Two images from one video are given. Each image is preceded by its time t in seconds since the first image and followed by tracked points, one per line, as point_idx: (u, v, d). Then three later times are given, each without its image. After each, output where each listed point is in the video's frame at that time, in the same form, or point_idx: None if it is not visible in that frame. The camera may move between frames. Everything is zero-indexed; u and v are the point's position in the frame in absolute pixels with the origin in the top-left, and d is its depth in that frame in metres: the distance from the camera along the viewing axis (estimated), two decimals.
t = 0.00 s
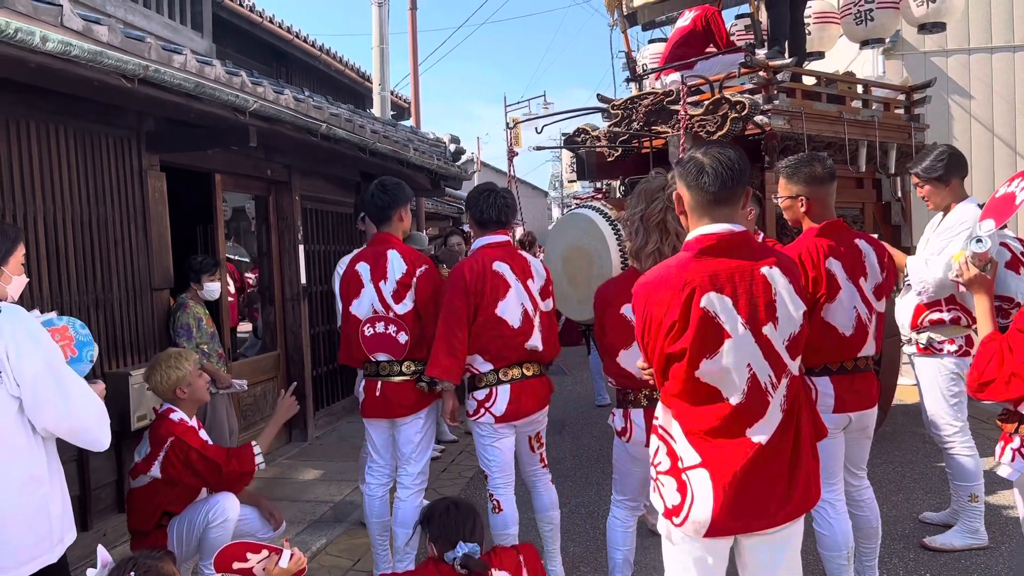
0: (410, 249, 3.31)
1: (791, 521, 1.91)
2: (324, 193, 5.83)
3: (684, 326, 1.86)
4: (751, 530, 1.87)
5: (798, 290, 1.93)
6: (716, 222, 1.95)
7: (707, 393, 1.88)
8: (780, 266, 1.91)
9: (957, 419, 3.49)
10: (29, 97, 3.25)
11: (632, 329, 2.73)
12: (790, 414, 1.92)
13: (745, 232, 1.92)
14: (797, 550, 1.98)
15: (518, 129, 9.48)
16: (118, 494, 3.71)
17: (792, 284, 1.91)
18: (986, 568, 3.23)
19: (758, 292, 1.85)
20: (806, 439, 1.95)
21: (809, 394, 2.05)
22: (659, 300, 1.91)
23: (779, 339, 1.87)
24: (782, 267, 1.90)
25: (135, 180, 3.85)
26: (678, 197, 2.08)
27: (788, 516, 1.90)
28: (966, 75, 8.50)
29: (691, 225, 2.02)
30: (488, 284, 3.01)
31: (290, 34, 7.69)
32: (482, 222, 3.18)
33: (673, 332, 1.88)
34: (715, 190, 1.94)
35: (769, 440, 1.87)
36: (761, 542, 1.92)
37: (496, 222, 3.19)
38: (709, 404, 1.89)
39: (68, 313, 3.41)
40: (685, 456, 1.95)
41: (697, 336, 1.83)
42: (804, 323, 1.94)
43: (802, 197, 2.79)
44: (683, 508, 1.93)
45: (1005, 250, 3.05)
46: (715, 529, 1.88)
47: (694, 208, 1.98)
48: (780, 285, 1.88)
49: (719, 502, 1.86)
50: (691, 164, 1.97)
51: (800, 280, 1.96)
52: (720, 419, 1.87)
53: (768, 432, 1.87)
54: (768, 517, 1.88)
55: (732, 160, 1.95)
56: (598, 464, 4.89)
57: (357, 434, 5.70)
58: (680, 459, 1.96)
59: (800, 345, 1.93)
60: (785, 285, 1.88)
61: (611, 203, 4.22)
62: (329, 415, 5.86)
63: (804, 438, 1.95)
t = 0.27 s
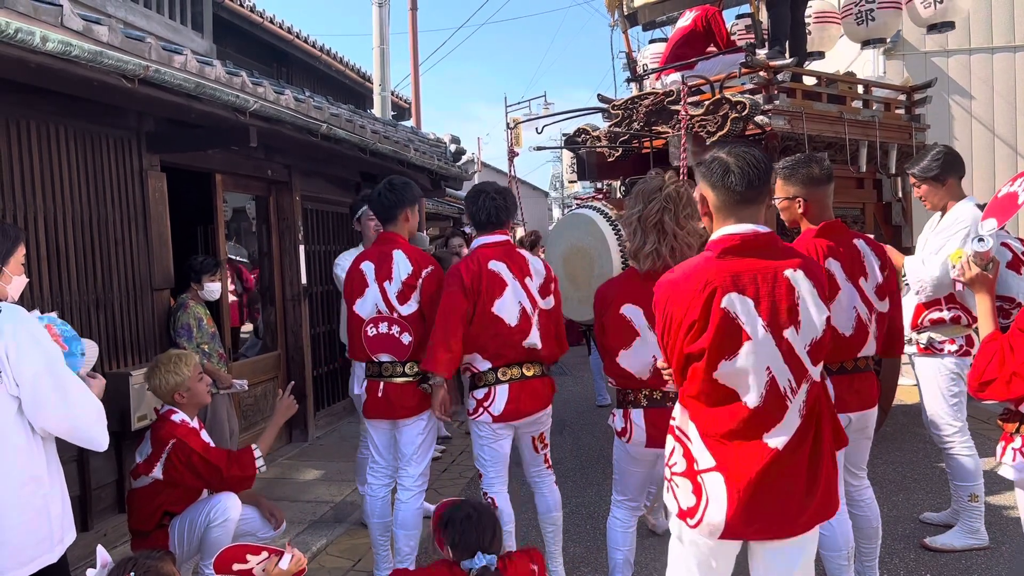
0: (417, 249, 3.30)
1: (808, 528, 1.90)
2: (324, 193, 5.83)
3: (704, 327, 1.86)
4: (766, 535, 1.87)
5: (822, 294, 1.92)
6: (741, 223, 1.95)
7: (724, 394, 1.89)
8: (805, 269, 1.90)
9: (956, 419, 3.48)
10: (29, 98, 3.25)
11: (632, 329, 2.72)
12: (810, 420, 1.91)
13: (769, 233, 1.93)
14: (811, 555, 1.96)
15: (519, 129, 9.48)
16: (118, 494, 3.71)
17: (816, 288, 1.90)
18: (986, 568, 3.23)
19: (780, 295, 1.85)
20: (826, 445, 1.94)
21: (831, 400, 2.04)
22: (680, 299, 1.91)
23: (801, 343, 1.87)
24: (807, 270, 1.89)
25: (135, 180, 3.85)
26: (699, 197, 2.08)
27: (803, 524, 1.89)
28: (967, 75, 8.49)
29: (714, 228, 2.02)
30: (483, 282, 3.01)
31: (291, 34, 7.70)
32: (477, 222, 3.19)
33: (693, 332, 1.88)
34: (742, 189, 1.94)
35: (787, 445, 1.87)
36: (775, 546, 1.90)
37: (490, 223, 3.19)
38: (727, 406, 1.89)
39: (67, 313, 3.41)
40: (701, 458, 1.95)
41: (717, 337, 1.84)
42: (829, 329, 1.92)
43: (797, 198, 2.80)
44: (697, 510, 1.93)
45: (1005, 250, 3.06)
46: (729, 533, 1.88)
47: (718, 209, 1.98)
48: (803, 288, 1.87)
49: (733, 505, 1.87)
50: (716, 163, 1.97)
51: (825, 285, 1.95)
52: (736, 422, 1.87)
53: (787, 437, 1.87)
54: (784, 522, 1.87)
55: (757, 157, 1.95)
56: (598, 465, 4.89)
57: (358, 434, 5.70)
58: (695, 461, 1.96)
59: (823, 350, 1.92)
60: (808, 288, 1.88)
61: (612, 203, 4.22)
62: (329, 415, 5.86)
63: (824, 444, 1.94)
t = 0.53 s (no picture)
0: (414, 250, 3.29)
1: (821, 535, 1.89)
2: (324, 194, 5.83)
3: (720, 326, 1.87)
4: (780, 540, 1.87)
5: (839, 296, 1.91)
6: (760, 222, 1.96)
7: (740, 396, 1.89)
8: (822, 271, 1.90)
9: (956, 419, 3.49)
10: (29, 98, 3.25)
11: (632, 329, 2.71)
12: (826, 424, 1.91)
13: (786, 234, 1.94)
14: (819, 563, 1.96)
15: (519, 130, 9.47)
16: (118, 494, 3.71)
17: (834, 291, 1.90)
18: (986, 568, 3.23)
19: (798, 295, 1.85)
20: (840, 450, 1.94)
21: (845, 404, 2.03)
22: (696, 298, 1.91)
23: (817, 345, 1.86)
24: (824, 271, 1.89)
25: (135, 181, 3.85)
26: (717, 197, 2.09)
27: (817, 531, 1.88)
28: (967, 76, 8.49)
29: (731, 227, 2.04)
30: (459, 289, 2.93)
31: (291, 35, 7.70)
32: (468, 226, 3.09)
33: (708, 332, 1.88)
34: (762, 188, 1.95)
35: (803, 449, 1.87)
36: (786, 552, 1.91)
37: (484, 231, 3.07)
38: (742, 408, 1.89)
39: (68, 314, 3.41)
40: (714, 462, 1.94)
41: (733, 336, 1.84)
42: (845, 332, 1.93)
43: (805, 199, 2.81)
44: (711, 514, 1.93)
45: (1006, 250, 3.06)
46: (743, 537, 1.88)
47: (735, 208, 1.99)
48: (821, 290, 1.87)
49: (747, 509, 1.86)
50: (735, 163, 1.97)
51: (843, 288, 1.95)
52: (752, 425, 1.87)
53: (802, 440, 1.86)
54: (799, 527, 1.87)
55: (776, 157, 1.97)
56: (600, 465, 4.88)
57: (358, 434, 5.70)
58: (709, 464, 1.96)
59: (840, 353, 1.91)
60: (826, 291, 1.87)
61: (612, 203, 4.22)
62: (330, 415, 5.86)
63: (838, 448, 1.94)
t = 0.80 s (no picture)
0: (406, 249, 3.29)
1: (825, 538, 1.90)
2: (324, 194, 5.83)
3: (729, 326, 1.86)
4: (789, 545, 1.86)
5: (842, 297, 1.95)
6: (765, 223, 1.96)
7: (749, 398, 1.87)
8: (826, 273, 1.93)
9: (956, 419, 3.48)
10: (29, 98, 3.25)
11: (632, 329, 2.71)
12: (829, 425, 1.93)
13: (792, 235, 1.94)
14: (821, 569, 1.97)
15: (519, 130, 9.49)
16: (118, 494, 3.70)
17: (836, 292, 1.94)
18: (987, 569, 3.23)
19: (806, 296, 1.87)
20: (843, 451, 1.96)
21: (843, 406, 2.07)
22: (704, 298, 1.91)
23: (823, 345, 1.89)
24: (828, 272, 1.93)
25: (135, 181, 3.85)
26: (721, 197, 2.09)
27: (821, 535, 1.89)
28: (967, 76, 8.49)
29: (736, 227, 2.04)
30: (442, 288, 2.89)
31: (291, 35, 7.70)
32: (455, 230, 3.05)
33: (718, 332, 1.87)
34: (767, 188, 1.95)
35: (809, 452, 1.87)
36: (792, 557, 1.91)
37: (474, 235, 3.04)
38: (750, 411, 1.88)
39: (67, 314, 3.41)
40: (722, 466, 1.93)
41: (744, 337, 1.83)
42: (846, 333, 1.97)
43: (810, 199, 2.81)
44: (719, 519, 1.92)
45: (1006, 251, 3.06)
46: (752, 542, 1.87)
47: (741, 208, 1.99)
48: (826, 291, 1.89)
49: (756, 513, 1.85)
50: (742, 162, 1.97)
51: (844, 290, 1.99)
52: (760, 428, 1.86)
53: (809, 442, 1.87)
54: (805, 530, 1.87)
55: (782, 157, 1.97)
56: (600, 466, 4.88)
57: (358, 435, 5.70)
58: (715, 469, 1.95)
59: (841, 354, 1.95)
60: (831, 292, 1.90)
61: (612, 203, 4.22)
62: (330, 416, 5.86)
63: (840, 449, 1.96)
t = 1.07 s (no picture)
0: (402, 248, 3.29)
1: (821, 541, 1.89)
2: (325, 194, 5.83)
3: (722, 327, 1.88)
4: (782, 546, 1.86)
5: (842, 300, 1.93)
6: (763, 223, 1.96)
7: (741, 399, 1.89)
8: (824, 274, 1.92)
9: (957, 420, 3.48)
10: (31, 98, 3.25)
11: (634, 329, 2.71)
12: (827, 427, 1.92)
13: (790, 236, 1.93)
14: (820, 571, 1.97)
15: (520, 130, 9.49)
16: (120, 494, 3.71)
17: (835, 295, 1.92)
18: (987, 569, 3.23)
19: (800, 298, 1.87)
20: (841, 455, 1.94)
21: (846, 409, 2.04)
22: (698, 298, 1.93)
23: (818, 348, 1.88)
24: (826, 274, 1.91)
25: (136, 181, 3.85)
26: (722, 197, 2.09)
27: (817, 538, 1.88)
28: (968, 76, 8.49)
29: (736, 227, 2.04)
30: (456, 289, 2.87)
31: (293, 36, 7.70)
32: (467, 225, 3.04)
33: (710, 333, 1.89)
34: (765, 190, 1.95)
35: (804, 454, 1.87)
36: (789, 559, 1.92)
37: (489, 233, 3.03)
38: (743, 412, 1.89)
39: (69, 314, 3.41)
40: (715, 466, 1.95)
41: (734, 338, 1.85)
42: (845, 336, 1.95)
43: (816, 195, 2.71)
44: (713, 518, 1.94)
45: (1007, 251, 3.06)
46: (745, 542, 1.89)
47: (739, 208, 1.99)
48: (822, 293, 1.89)
49: (749, 513, 1.87)
50: (742, 162, 1.98)
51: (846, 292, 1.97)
52: (753, 429, 1.87)
53: (802, 444, 1.87)
54: (799, 532, 1.87)
55: (782, 158, 1.97)
56: (602, 466, 4.88)
57: (359, 435, 5.71)
58: (710, 468, 1.97)
59: (839, 357, 1.93)
60: (827, 293, 1.89)
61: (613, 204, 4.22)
62: (331, 416, 5.86)
63: (838, 453, 1.94)
